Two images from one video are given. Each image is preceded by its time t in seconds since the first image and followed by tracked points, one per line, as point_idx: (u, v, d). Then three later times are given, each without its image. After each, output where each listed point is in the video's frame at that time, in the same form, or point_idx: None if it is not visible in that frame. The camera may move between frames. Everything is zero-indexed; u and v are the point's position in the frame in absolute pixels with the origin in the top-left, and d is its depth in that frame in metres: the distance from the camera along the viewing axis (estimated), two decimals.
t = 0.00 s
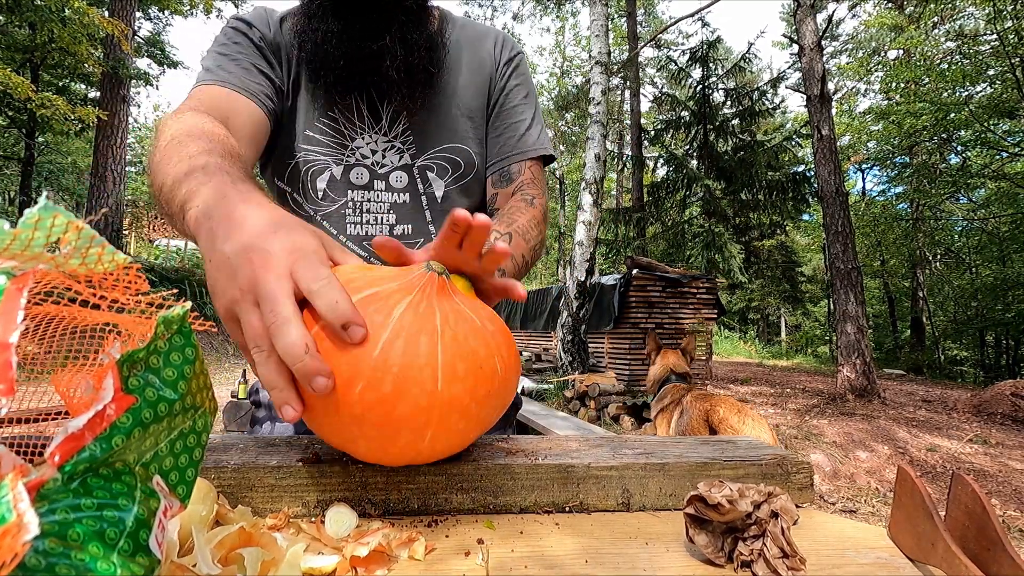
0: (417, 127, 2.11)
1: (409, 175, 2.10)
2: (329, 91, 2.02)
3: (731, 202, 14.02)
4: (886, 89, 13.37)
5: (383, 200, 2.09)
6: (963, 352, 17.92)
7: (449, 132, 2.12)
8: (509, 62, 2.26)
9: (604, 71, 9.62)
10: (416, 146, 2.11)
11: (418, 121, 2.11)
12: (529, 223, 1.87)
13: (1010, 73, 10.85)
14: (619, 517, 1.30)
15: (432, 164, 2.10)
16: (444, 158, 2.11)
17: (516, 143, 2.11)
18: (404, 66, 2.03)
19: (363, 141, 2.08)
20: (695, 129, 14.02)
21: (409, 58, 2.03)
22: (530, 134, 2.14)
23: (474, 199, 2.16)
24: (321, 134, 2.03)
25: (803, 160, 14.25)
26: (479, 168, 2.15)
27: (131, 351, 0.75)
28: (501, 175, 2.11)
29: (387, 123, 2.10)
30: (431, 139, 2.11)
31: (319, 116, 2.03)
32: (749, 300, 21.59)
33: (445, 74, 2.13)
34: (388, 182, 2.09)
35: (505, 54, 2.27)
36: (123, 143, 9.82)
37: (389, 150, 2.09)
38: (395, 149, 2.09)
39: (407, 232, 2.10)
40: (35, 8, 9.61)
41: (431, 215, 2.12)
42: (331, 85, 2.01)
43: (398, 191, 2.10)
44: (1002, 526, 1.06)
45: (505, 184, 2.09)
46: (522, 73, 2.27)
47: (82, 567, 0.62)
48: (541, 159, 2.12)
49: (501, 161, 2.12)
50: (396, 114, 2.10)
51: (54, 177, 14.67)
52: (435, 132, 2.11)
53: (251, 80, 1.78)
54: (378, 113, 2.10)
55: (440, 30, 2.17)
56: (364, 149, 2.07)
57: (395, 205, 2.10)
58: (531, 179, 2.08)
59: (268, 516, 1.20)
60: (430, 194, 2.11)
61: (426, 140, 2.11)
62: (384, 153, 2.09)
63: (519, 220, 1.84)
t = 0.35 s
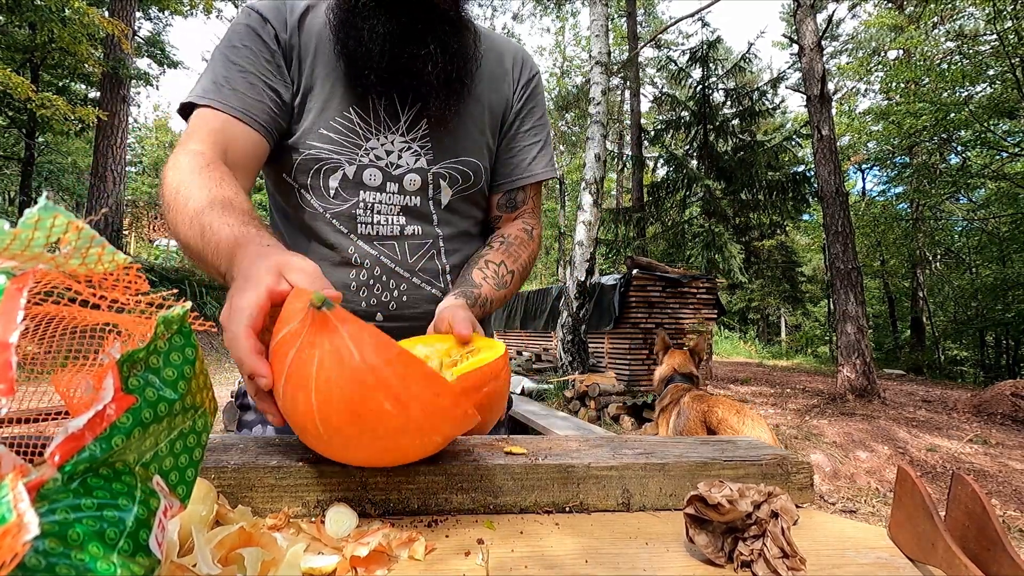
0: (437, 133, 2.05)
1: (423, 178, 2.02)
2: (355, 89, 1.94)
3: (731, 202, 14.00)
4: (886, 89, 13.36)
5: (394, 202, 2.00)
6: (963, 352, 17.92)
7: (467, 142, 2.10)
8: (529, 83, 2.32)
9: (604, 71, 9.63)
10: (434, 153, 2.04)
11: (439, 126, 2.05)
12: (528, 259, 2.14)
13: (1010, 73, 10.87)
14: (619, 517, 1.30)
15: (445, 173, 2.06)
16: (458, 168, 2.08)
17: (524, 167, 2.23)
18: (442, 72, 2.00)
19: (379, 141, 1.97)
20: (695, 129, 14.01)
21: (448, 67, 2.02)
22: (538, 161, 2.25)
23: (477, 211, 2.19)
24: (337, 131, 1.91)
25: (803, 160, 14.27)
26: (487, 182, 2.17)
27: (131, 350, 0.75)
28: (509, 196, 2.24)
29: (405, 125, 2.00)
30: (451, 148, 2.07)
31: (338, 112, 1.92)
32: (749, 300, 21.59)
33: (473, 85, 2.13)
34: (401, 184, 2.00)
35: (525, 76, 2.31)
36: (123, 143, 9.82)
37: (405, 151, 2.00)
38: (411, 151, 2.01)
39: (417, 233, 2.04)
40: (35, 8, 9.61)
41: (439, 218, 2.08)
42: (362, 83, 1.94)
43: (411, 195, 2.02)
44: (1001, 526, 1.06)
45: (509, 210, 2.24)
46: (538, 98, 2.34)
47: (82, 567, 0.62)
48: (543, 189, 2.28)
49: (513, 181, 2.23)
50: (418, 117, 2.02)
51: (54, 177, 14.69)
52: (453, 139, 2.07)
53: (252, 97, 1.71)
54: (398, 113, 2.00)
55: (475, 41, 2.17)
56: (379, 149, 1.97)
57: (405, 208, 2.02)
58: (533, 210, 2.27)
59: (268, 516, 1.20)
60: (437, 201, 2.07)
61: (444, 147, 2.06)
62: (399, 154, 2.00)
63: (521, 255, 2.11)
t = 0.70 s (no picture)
0: (442, 140, 2.04)
1: (426, 185, 2.01)
2: (362, 94, 1.95)
3: (731, 202, 13.98)
4: (885, 90, 13.33)
5: (396, 207, 1.99)
6: (963, 352, 17.92)
7: (475, 151, 2.08)
8: (540, 99, 2.32)
9: (604, 71, 9.63)
10: (437, 160, 2.02)
11: (445, 134, 2.04)
12: (551, 269, 2.21)
13: (1010, 74, 10.91)
14: (620, 517, 1.30)
15: (450, 181, 2.04)
16: (462, 177, 2.05)
17: (545, 186, 2.27)
18: (452, 77, 1.99)
19: (383, 148, 1.96)
20: (695, 129, 13.99)
21: (458, 72, 2.00)
22: (549, 178, 2.28)
23: (485, 219, 2.18)
24: (342, 137, 1.91)
25: (803, 161, 14.28)
26: (494, 192, 2.16)
27: (131, 350, 0.75)
28: (525, 211, 2.29)
29: (412, 132, 2.01)
30: (456, 155, 2.05)
31: (343, 118, 1.92)
32: (749, 300, 21.60)
33: (482, 91, 2.10)
34: (403, 191, 1.99)
35: (536, 92, 2.31)
36: (123, 143, 9.81)
37: (409, 159, 2.00)
38: (415, 159, 2.00)
39: (418, 239, 2.02)
40: (35, 9, 9.62)
41: (441, 225, 2.05)
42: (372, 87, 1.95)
43: (413, 202, 2.00)
44: (1002, 526, 1.06)
45: (527, 225, 2.30)
46: (550, 114, 2.34)
47: (82, 567, 0.62)
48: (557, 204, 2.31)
49: (528, 195, 2.27)
50: (424, 123, 2.02)
51: (54, 177, 14.71)
52: (459, 147, 2.06)
53: (259, 105, 1.75)
54: (404, 121, 2.01)
55: (487, 50, 2.16)
56: (382, 156, 1.96)
57: (407, 214, 2.00)
58: (549, 223, 2.35)
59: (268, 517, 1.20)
60: (441, 208, 2.04)
61: (451, 155, 2.04)
62: (403, 161, 1.99)
63: (546, 264, 2.18)
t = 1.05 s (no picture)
0: (469, 134, 2.03)
1: (457, 181, 2.01)
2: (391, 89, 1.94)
3: (731, 202, 13.97)
4: (886, 90, 13.29)
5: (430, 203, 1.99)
6: (963, 353, 17.92)
7: (503, 144, 2.07)
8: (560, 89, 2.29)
9: (604, 71, 9.63)
10: (467, 155, 2.02)
11: (473, 127, 2.04)
12: (582, 251, 2.24)
13: (1010, 74, 10.90)
14: (619, 517, 1.30)
15: (481, 175, 2.03)
16: (492, 170, 2.05)
17: (566, 176, 2.27)
18: (476, 70, 1.99)
19: (415, 145, 1.97)
20: (695, 130, 13.94)
21: (482, 64, 2.00)
22: (573, 166, 2.28)
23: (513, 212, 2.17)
24: (375, 134, 1.92)
25: (803, 161, 14.28)
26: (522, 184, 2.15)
27: (131, 350, 0.74)
28: (549, 200, 2.29)
29: (441, 129, 2.00)
30: (485, 148, 2.04)
31: (375, 116, 1.93)
32: (749, 300, 21.60)
33: (505, 83, 2.09)
34: (436, 187, 1.99)
35: (556, 83, 2.26)
36: (124, 143, 9.80)
37: (439, 156, 2.00)
38: (447, 154, 2.00)
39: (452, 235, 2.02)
40: (36, 9, 9.62)
41: (474, 220, 2.06)
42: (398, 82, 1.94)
43: (446, 198, 2.00)
44: (1002, 526, 1.06)
45: (553, 213, 2.31)
46: (568, 105, 2.28)
47: (82, 568, 0.62)
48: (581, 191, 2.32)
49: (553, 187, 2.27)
50: (452, 120, 2.02)
51: (54, 177, 14.73)
52: (487, 141, 2.05)
53: (293, 91, 1.70)
54: (433, 115, 2.01)
55: (508, 44, 2.15)
56: (415, 154, 1.97)
57: (441, 210, 2.00)
58: (575, 210, 2.35)
59: (268, 517, 1.20)
60: (474, 202, 2.04)
61: (479, 149, 2.04)
62: (434, 159, 1.99)
63: (578, 244, 2.20)
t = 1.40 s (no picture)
0: (498, 143, 2.02)
1: (491, 191, 2.01)
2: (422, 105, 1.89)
3: (731, 202, 13.97)
4: (886, 91, 13.28)
5: (469, 217, 2.00)
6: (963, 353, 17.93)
7: (531, 148, 2.08)
8: (565, 76, 2.28)
9: (604, 72, 9.64)
10: (497, 163, 2.02)
11: (500, 136, 2.02)
12: (599, 235, 2.17)
13: (1010, 74, 10.91)
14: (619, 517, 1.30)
15: (514, 180, 2.05)
16: (522, 174, 2.06)
17: (575, 162, 2.25)
18: (500, 77, 1.99)
19: (450, 161, 1.95)
20: (695, 130, 13.91)
21: (505, 70, 2.00)
22: (586, 151, 2.28)
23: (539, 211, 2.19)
24: (411, 156, 1.89)
25: (803, 161, 14.28)
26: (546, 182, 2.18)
27: (130, 351, 0.73)
28: (561, 189, 2.28)
29: (470, 141, 1.98)
30: (512, 154, 2.05)
31: (409, 137, 1.89)
32: (749, 300, 21.61)
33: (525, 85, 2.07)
34: (472, 201, 2.00)
35: (561, 72, 2.26)
36: (124, 143, 9.80)
37: (471, 168, 1.99)
38: (479, 165, 1.99)
39: (492, 247, 2.03)
40: (36, 9, 9.63)
41: (514, 228, 2.07)
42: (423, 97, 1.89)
43: (483, 209, 2.01)
44: (1002, 526, 1.06)
45: (567, 200, 2.29)
46: (571, 89, 2.27)
47: (81, 567, 0.63)
48: (593, 175, 2.31)
49: (568, 177, 2.27)
50: (478, 130, 1.99)
51: (54, 177, 14.74)
52: (516, 148, 2.05)
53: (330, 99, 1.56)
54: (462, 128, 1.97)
55: (522, 42, 2.12)
56: (449, 171, 1.96)
57: (480, 222, 2.01)
58: (589, 194, 2.32)
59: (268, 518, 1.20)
60: (511, 209, 2.06)
61: (507, 157, 2.04)
62: (465, 173, 1.98)
63: (595, 227, 2.15)
